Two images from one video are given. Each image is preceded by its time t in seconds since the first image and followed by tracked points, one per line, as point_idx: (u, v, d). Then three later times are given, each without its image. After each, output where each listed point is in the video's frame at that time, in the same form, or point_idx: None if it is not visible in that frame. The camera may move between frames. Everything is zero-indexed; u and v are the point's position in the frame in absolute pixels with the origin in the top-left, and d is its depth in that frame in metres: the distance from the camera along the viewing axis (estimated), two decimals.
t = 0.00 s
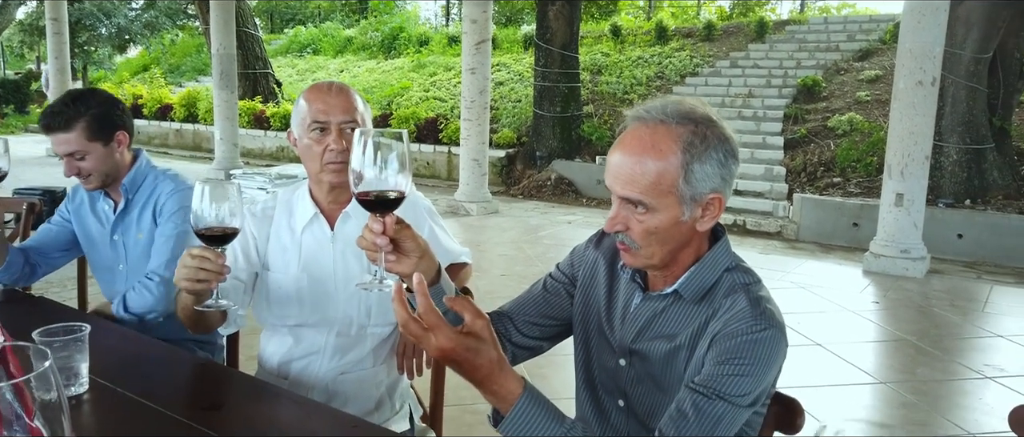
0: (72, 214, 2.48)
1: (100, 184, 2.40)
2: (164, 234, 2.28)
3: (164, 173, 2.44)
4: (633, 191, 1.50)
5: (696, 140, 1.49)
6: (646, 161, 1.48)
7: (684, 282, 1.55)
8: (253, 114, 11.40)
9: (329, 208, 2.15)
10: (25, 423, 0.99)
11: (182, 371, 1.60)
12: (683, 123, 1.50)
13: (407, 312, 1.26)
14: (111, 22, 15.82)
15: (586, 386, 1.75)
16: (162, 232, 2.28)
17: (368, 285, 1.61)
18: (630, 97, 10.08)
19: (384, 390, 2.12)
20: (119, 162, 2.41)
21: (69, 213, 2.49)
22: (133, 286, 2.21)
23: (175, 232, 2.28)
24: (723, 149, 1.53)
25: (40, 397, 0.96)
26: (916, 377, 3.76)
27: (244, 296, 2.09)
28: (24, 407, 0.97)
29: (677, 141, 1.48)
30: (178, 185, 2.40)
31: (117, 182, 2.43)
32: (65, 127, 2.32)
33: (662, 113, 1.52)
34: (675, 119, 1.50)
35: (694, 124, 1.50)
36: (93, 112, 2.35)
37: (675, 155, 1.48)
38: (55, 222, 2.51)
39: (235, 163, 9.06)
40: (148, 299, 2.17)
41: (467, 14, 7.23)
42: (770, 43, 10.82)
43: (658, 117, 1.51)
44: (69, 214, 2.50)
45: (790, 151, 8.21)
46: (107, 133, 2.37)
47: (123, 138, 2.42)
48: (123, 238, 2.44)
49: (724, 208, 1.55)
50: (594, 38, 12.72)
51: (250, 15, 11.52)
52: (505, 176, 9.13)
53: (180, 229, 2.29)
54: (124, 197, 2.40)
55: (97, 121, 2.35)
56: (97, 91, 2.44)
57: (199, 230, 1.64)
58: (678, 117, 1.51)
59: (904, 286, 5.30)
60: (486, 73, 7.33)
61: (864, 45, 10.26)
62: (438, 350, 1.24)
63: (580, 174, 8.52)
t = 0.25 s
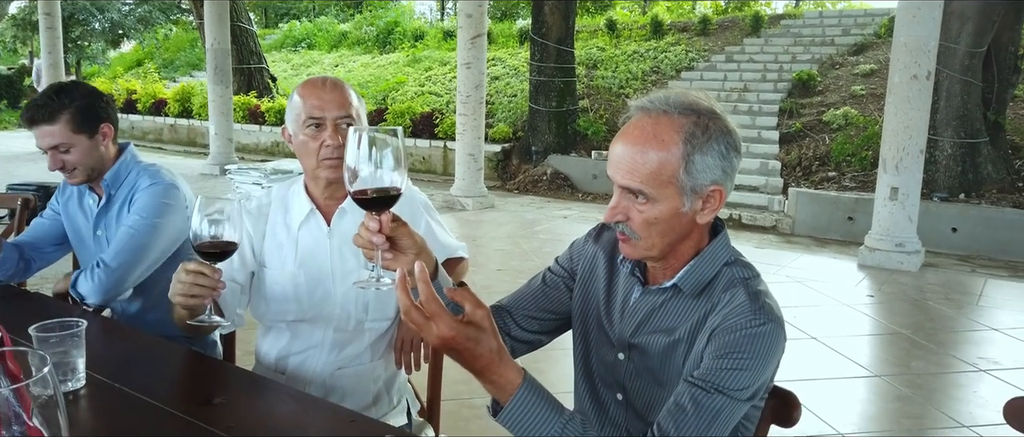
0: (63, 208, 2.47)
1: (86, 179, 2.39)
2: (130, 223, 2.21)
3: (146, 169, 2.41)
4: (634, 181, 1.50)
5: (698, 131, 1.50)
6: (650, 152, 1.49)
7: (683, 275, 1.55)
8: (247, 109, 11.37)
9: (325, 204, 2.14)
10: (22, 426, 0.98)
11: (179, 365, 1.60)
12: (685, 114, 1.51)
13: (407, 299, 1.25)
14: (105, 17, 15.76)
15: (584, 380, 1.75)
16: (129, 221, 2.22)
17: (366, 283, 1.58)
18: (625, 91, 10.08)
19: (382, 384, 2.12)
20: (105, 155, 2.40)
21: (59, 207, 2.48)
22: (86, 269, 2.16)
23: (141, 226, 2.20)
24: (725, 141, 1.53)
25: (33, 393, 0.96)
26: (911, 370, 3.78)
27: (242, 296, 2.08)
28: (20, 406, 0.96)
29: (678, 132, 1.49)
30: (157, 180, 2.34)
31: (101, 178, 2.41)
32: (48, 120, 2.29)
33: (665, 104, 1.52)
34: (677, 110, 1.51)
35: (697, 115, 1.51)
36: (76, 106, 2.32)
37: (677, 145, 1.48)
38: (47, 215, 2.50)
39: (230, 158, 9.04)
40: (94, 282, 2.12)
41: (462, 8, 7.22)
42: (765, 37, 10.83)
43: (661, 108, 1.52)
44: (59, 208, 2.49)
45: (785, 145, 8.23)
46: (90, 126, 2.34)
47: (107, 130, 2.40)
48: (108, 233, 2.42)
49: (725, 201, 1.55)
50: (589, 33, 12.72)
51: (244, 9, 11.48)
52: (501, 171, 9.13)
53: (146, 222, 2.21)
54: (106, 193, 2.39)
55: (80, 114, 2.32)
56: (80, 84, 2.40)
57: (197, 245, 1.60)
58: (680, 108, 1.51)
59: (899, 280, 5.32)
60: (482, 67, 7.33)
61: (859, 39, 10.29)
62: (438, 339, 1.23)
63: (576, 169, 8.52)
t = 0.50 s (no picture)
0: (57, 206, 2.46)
1: (66, 167, 2.44)
2: (117, 228, 2.20)
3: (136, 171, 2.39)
4: (632, 179, 1.50)
5: (696, 128, 1.50)
6: (648, 151, 1.49)
7: (682, 271, 1.56)
8: (245, 106, 11.37)
9: (322, 201, 2.14)
10: (22, 421, 0.99)
11: (178, 361, 1.60)
12: (683, 111, 1.51)
13: (409, 290, 1.25)
14: (101, 13, 15.71)
15: (584, 375, 1.76)
16: (116, 225, 2.21)
17: (365, 280, 1.58)
18: (623, 88, 10.09)
19: (381, 381, 2.12)
20: (95, 152, 2.45)
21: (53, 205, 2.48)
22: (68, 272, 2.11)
23: (127, 231, 2.19)
24: (723, 137, 1.53)
25: (31, 390, 0.95)
26: (907, 365, 3.79)
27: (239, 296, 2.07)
28: (19, 402, 0.96)
29: (676, 129, 1.49)
30: (146, 185, 2.33)
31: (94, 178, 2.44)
32: (50, 102, 2.42)
33: (664, 101, 1.52)
34: (675, 107, 1.51)
35: (695, 112, 1.51)
36: (78, 97, 2.44)
37: (675, 143, 1.48)
38: (41, 213, 2.49)
39: (228, 155, 9.04)
40: (71, 288, 2.05)
41: (460, 4, 7.20)
42: (763, 33, 10.82)
43: (659, 105, 1.52)
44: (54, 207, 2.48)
45: (783, 141, 8.24)
46: (89, 120, 2.43)
47: (105, 130, 2.46)
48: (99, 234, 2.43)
49: (723, 198, 1.55)
50: (587, 29, 12.72)
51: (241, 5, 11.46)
52: (499, 168, 9.13)
53: (133, 229, 2.20)
54: (97, 194, 2.40)
55: (82, 105, 2.43)
56: (94, 81, 2.54)
57: (194, 255, 1.59)
58: (678, 105, 1.51)
59: (896, 275, 5.33)
60: (479, 63, 7.33)
61: (856, 35, 10.30)
62: (440, 331, 1.24)
63: (574, 165, 8.52)
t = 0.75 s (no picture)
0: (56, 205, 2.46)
1: (61, 164, 2.43)
2: (117, 226, 2.20)
3: (136, 172, 2.39)
4: (633, 177, 1.50)
5: (697, 126, 1.50)
6: (649, 148, 1.49)
7: (683, 268, 1.56)
8: (243, 103, 11.36)
9: (320, 200, 2.14)
10: (22, 417, 0.99)
11: (178, 358, 1.60)
12: (685, 110, 1.51)
13: (414, 278, 1.25)
14: (99, 10, 15.67)
15: (583, 371, 1.76)
16: (115, 223, 2.21)
17: (365, 278, 1.58)
18: (622, 85, 10.09)
19: (380, 378, 2.12)
20: (92, 152, 2.44)
21: (53, 203, 2.48)
22: (68, 272, 2.11)
23: (126, 229, 2.19)
24: (724, 136, 1.53)
25: (32, 387, 0.95)
26: (905, 362, 3.79)
27: (237, 296, 2.07)
28: (20, 397, 0.97)
29: (677, 128, 1.49)
30: (146, 182, 2.33)
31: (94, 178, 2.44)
32: (51, 99, 2.43)
33: (665, 99, 1.52)
34: (676, 105, 1.51)
35: (697, 110, 1.51)
36: (79, 96, 2.43)
37: (676, 141, 1.48)
38: (41, 211, 2.49)
39: (226, 152, 9.03)
40: (72, 285, 2.06)
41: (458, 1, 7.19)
42: (761, 30, 10.82)
43: (661, 103, 1.52)
44: (54, 204, 2.48)
45: (781, 138, 8.24)
46: (88, 120, 2.42)
47: (102, 131, 2.45)
48: (98, 234, 2.42)
49: (722, 196, 1.55)
50: (585, 26, 12.72)
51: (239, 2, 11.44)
52: (498, 165, 9.12)
53: (133, 227, 2.20)
54: (96, 194, 2.40)
55: (82, 104, 2.43)
56: (100, 82, 2.55)
57: (194, 254, 1.59)
58: (679, 103, 1.51)
59: (895, 272, 5.34)
60: (478, 60, 7.32)
61: (854, 32, 10.31)
62: (445, 321, 1.24)
63: (573, 162, 8.52)
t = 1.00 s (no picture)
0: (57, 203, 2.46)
1: (63, 161, 2.44)
2: (118, 226, 2.20)
3: (139, 172, 2.40)
4: (631, 175, 1.50)
5: (697, 126, 1.50)
6: (648, 147, 1.49)
7: (681, 266, 1.56)
8: (241, 102, 11.34)
9: (316, 200, 2.15)
10: (21, 412, 0.99)
11: (177, 356, 1.60)
12: (686, 110, 1.51)
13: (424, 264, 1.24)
14: (97, 8, 15.63)
15: (581, 369, 1.76)
16: (117, 222, 2.22)
17: (364, 277, 1.58)
18: (621, 83, 10.09)
19: (378, 377, 2.12)
20: (95, 151, 2.44)
21: (53, 202, 2.47)
22: (68, 269, 2.10)
23: (127, 229, 2.19)
24: (724, 137, 1.53)
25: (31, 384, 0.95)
26: (904, 360, 3.80)
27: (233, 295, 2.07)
28: (19, 394, 0.97)
29: (678, 126, 1.49)
30: (148, 182, 2.33)
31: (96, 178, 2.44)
32: (59, 96, 2.45)
33: (666, 98, 1.52)
34: (677, 104, 1.51)
35: (697, 110, 1.51)
36: (87, 95, 2.45)
37: (677, 140, 1.49)
38: (42, 209, 2.49)
39: (224, 150, 9.02)
40: (72, 283, 2.05)
41: None
42: (760, 28, 10.82)
43: (661, 102, 1.52)
44: (55, 203, 2.48)
45: (780, 136, 8.25)
46: (93, 119, 2.43)
47: (106, 130, 2.45)
48: (99, 233, 2.42)
49: (720, 197, 1.55)
50: (584, 23, 12.71)
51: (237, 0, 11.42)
52: (496, 163, 9.11)
53: (134, 226, 2.20)
54: (97, 193, 2.40)
55: (89, 103, 2.44)
56: (110, 84, 2.57)
57: (194, 253, 1.59)
58: (679, 103, 1.51)
59: (892, 270, 5.35)
60: (476, 58, 7.32)
61: (852, 30, 10.32)
62: (452, 310, 1.24)
63: (571, 161, 8.52)
